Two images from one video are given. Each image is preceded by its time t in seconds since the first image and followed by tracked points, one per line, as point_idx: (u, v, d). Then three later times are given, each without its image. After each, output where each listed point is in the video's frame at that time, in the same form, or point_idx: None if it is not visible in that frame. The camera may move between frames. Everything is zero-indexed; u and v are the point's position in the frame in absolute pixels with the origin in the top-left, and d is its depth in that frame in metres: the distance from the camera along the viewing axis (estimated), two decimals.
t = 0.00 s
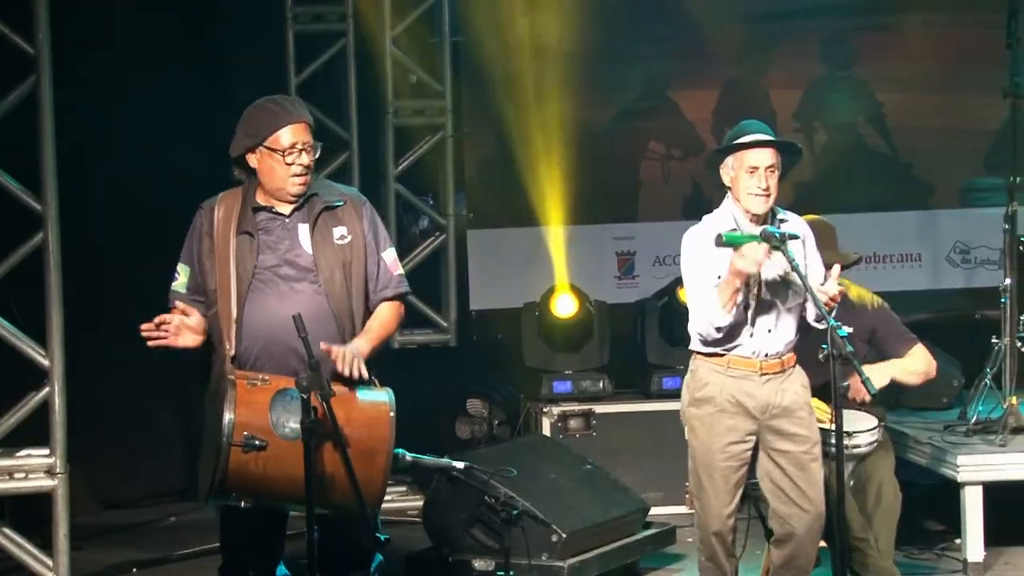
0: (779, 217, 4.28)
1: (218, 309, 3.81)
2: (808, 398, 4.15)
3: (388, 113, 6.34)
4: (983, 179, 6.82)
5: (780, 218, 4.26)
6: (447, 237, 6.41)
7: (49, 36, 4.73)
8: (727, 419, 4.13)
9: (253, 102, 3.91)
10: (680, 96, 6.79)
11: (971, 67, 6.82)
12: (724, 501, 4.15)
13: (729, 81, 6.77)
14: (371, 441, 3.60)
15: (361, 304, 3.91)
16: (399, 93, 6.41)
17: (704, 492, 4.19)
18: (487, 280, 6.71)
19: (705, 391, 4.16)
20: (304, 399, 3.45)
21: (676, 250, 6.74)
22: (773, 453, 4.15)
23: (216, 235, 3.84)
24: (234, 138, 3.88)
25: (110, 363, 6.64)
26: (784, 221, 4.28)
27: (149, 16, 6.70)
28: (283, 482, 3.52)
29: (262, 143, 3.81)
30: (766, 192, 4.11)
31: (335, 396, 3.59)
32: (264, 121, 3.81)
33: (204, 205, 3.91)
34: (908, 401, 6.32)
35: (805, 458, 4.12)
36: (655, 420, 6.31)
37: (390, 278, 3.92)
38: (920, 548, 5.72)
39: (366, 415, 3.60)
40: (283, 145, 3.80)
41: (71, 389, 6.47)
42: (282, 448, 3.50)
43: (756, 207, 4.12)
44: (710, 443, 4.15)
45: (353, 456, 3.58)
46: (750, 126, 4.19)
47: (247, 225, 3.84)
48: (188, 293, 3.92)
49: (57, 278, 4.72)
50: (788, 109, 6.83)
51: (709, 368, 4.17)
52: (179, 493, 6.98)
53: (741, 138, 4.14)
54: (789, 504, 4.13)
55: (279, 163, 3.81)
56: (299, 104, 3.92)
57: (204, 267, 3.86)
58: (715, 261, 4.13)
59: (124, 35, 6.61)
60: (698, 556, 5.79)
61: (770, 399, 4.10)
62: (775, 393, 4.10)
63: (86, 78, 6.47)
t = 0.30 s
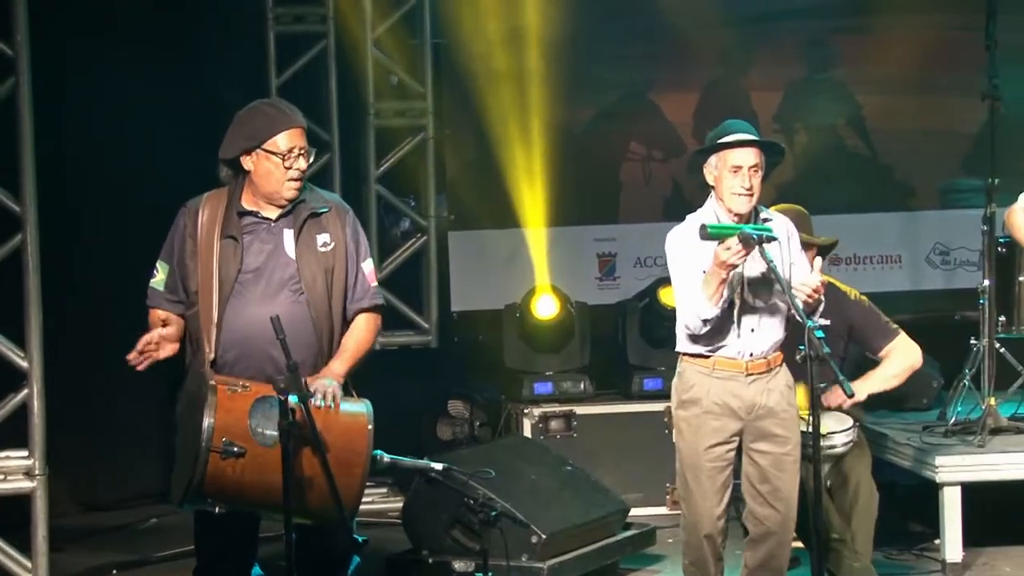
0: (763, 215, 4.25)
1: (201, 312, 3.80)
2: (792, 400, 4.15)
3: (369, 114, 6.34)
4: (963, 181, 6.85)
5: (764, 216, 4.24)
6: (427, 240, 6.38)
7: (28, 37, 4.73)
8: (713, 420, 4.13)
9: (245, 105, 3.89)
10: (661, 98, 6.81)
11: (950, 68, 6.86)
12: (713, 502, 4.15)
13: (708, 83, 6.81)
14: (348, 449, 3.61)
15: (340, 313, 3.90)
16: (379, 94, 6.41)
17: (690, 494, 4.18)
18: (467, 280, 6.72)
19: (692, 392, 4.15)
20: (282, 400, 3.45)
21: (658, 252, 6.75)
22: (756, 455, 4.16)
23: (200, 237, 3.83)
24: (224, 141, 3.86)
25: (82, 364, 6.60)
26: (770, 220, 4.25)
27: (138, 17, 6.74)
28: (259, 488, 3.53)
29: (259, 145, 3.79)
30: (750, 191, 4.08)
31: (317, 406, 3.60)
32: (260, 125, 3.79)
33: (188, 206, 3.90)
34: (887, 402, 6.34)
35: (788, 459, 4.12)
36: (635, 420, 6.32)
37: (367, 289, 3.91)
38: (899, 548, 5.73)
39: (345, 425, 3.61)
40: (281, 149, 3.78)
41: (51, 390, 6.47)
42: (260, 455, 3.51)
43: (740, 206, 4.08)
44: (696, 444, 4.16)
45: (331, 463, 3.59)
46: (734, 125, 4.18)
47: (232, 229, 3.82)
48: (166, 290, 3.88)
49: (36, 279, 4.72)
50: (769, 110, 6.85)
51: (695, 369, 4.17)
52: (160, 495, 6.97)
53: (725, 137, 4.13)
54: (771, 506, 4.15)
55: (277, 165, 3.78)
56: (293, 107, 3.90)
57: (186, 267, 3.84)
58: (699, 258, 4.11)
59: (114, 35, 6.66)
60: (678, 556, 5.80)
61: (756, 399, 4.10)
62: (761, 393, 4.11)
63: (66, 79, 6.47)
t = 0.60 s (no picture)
0: (745, 217, 4.24)
1: (178, 319, 3.79)
2: (777, 400, 4.15)
3: (349, 115, 6.35)
4: (943, 181, 6.87)
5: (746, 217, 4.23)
6: (409, 240, 6.43)
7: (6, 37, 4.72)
8: (698, 420, 4.12)
9: (218, 111, 3.89)
10: (642, 99, 6.82)
11: (928, 69, 6.89)
12: (696, 502, 4.14)
13: (689, 84, 6.83)
14: (324, 442, 3.61)
15: (320, 316, 3.92)
16: (360, 95, 6.41)
17: (674, 494, 4.17)
18: (448, 280, 6.74)
19: (678, 393, 4.15)
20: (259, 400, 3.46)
21: (639, 252, 6.78)
22: (739, 454, 4.16)
23: (178, 241, 3.80)
24: (198, 147, 3.85)
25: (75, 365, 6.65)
26: (752, 219, 4.24)
27: (137, 17, 6.71)
28: (235, 487, 3.54)
29: (234, 149, 3.79)
30: (731, 191, 4.07)
31: (293, 399, 3.61)
32: (236, 127, 3.80)
33: (165, 209, 3.88)
34: (867, 402, 6.36)
35: (769, 458, 4.13)
36: (616, 420, 6.33)
37: (347, 291, 3.93)
38: (879, 548, 5.75)
39: (319, 418, 3.62)
40: (256, 151, 3.79)
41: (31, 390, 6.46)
42: (234, 455, 3.52)
43: (721, 206, 4.07)
44: (678, 443, 4.15)
45: (307, 458, 3.59)
46: (716, 125, 4.17)
47: (211, 233, 3.80)
48: (146, 297, 3.87)
49: (14, 278, 4.72)
50: (750, 110, 6.86)
51: (680, 370, 4.17)
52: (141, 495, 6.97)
53: (707, 138, 4.11)
54: (754, 505, 4.15)
55: (254, 167, 3.79)
56: (265, 109, 3.91)
57: (165, 272, 3.82)
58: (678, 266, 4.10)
59: (111, 36, 6.66)
60: (658, 556, 5.81)
61: (740, 399, 4.10)
62: (745, 394, 4.10)
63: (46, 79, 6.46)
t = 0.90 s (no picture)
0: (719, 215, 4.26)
1: (149, 311, 3.78)
2: (753, 399, 4.14)
3: (330, 116, 6.35)
4: (922, 183, 6.90)
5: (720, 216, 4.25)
6: (390, 241, 6.41)
7: None
8: (675, 421, 4.10)
9: (188, 107, 3.90)
10: (623, 100, 6.83)
11: (906, 71, 6.93)
12: (674, 502, 4.11)
13: (668, 84, 6.84)
14: (300, 440, 3.63)
15: (291, 311, 3.91)
16: (341, 96, 6.43)
17: (652, 494, 4.14)
18: (428, 282, 6.73)
19: (655, 394, 4.13)
20: (237, 401, 3.47)
21: (620, 252, 6.79)
22: (718, 454, 4.15)
23: (147, 237, 3.81)
24: (167, 144, 3.86)
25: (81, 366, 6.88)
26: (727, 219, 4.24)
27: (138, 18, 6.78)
28: (209, 483, 3.54)
29: (205, 145, 3.81)
30: (708, 192, 4.08)
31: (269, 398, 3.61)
32: (206, 122, 3.82)
33: (135, 207, 3.89)
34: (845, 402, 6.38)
35: (748, 456, 4.12)
36: (597, 421, 6.34)
37: (318, 286, 3.94)
38: (857, 547, 5.76)
39: (295, 416, 3.63)
40: (227, 146, 3.81)
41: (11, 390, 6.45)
42: (209, 451, 3.52)
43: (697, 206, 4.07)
44: (657, 444, 4.12)
45: (283, 456, 3.60)
46: (692, 126, 4.18)
47: (180, 227, 3.81)
48: (112, 295, 3.87)
49: None
50: (729, 112, 6.88)
51: (658, 371, 4.14)
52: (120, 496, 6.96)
53: (683, 139, 4.13)
54: (733, 504, 4.12)
55: (225, 163, 3.80)
56: (233, 105, 3.93)
57: (135, 270, 3.82)
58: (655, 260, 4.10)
59: (111, 36, 6.77)
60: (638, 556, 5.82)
61: (718, 399, 4.08)
62: (723, 394, 4.09)
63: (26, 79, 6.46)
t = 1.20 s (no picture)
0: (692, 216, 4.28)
1: (128, 316, 3.78)
2: (724, 396, 4.17)
3: (310, 116, 6.35)
4: (901, 182, 6.92)
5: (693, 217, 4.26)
6: (370, 241, 6.44)
7: None
8: (644, 419, 4.11)
9: (166, 111, 3.90)
10: (603, 99, 6.81)
11: (884, 71, 6.95)
12: (643, 500, 4.13)
13: (649, 84, 6.83)
14: (278, 444, 3.63)
15: (270, 316, 3.92)
16: (322, 95, 6.43)
17: (623, 493, 4.15)
18: (408, 282, 6.73)
19: (623, 392, 4.13)
20: (213, 402, 3.47)
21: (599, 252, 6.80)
22: (691, 452, 4.16)
23: (127, 242, 3.79)
24: (146, 148, 3.85)
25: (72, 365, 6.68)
26: (700, 221, 4.27)
27: (138, 17, 6.74)
28: (189, 491, 3.55)
29: (184, 150, 3.79)
30: (681, 191, 4.09)
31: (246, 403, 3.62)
32: (186, 126, 3.81)
33: (114, 211, 3.87)
34: (823, 401, 6.41)
35: (723, 455, 4.13)
36: (576, 420, 6.35)
37: (299, 290, 3.95)
38: (835, 546, 5.78)
39: (273, 419, 3.64)
40: (206, 152, 3.80)
41: None
42: (187, 458, 3.53)
43: (670, 207, 4.08)
44: (627, 443, 4.13)
45: (261, 459, 3.61)
46: (667, 126, 4.18)
47: (160, 233, 3.80)
48: (93, 296, 3.86)
49: None
50: (708, 113, 6.89)
51: (626, 369, 4.15)
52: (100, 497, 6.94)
53: (657, 139, 4.14)
54: (713, 502, 4.12)
55: (205, 169, 3.80)
56: (213, 109, 3.92)
57: (114, 273, 3.82)
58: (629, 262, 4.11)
59: (111, 36, 6.70)
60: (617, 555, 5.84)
61: (687, 397, 4.10)
62: (692, 391, 4.11)
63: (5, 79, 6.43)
